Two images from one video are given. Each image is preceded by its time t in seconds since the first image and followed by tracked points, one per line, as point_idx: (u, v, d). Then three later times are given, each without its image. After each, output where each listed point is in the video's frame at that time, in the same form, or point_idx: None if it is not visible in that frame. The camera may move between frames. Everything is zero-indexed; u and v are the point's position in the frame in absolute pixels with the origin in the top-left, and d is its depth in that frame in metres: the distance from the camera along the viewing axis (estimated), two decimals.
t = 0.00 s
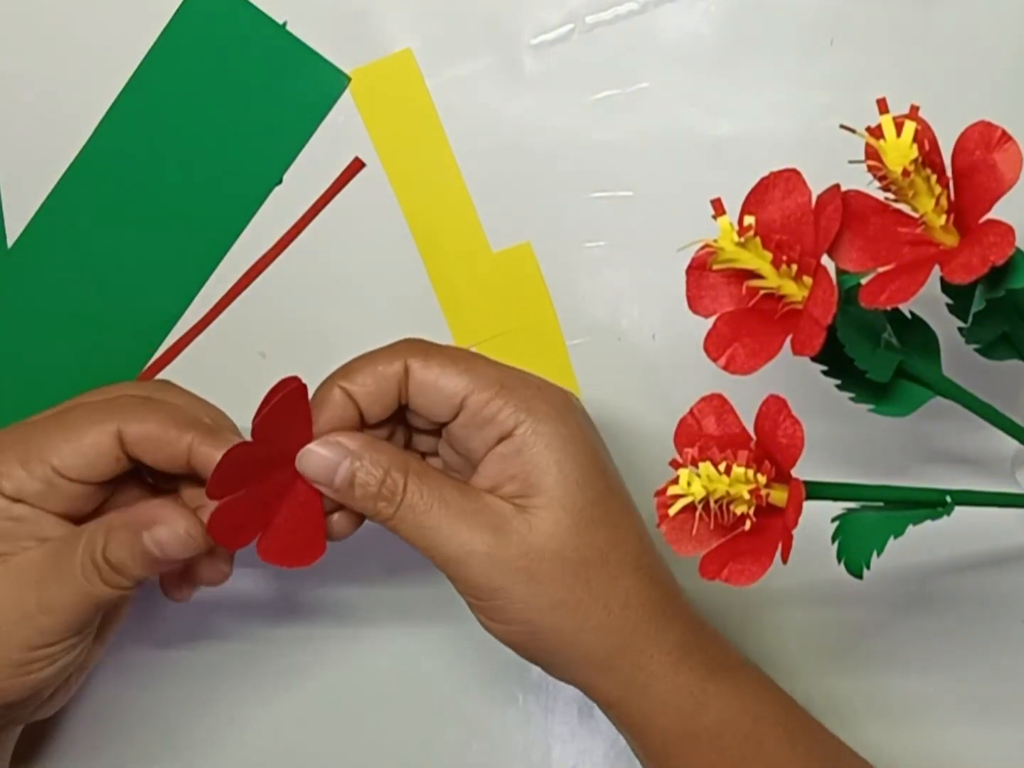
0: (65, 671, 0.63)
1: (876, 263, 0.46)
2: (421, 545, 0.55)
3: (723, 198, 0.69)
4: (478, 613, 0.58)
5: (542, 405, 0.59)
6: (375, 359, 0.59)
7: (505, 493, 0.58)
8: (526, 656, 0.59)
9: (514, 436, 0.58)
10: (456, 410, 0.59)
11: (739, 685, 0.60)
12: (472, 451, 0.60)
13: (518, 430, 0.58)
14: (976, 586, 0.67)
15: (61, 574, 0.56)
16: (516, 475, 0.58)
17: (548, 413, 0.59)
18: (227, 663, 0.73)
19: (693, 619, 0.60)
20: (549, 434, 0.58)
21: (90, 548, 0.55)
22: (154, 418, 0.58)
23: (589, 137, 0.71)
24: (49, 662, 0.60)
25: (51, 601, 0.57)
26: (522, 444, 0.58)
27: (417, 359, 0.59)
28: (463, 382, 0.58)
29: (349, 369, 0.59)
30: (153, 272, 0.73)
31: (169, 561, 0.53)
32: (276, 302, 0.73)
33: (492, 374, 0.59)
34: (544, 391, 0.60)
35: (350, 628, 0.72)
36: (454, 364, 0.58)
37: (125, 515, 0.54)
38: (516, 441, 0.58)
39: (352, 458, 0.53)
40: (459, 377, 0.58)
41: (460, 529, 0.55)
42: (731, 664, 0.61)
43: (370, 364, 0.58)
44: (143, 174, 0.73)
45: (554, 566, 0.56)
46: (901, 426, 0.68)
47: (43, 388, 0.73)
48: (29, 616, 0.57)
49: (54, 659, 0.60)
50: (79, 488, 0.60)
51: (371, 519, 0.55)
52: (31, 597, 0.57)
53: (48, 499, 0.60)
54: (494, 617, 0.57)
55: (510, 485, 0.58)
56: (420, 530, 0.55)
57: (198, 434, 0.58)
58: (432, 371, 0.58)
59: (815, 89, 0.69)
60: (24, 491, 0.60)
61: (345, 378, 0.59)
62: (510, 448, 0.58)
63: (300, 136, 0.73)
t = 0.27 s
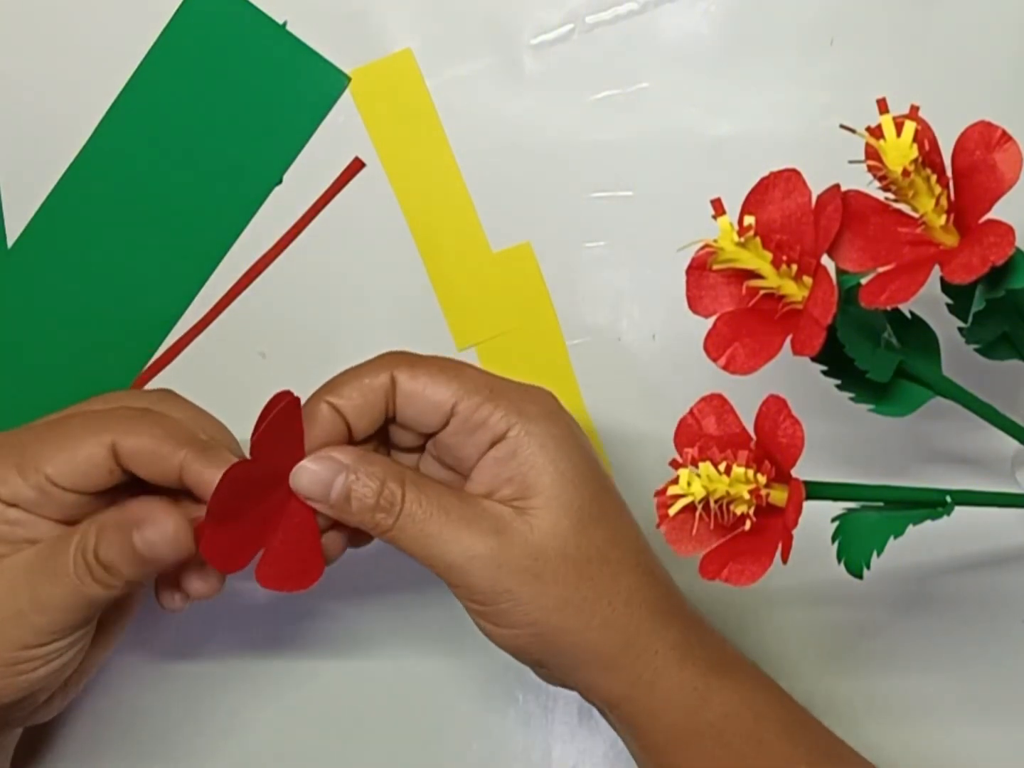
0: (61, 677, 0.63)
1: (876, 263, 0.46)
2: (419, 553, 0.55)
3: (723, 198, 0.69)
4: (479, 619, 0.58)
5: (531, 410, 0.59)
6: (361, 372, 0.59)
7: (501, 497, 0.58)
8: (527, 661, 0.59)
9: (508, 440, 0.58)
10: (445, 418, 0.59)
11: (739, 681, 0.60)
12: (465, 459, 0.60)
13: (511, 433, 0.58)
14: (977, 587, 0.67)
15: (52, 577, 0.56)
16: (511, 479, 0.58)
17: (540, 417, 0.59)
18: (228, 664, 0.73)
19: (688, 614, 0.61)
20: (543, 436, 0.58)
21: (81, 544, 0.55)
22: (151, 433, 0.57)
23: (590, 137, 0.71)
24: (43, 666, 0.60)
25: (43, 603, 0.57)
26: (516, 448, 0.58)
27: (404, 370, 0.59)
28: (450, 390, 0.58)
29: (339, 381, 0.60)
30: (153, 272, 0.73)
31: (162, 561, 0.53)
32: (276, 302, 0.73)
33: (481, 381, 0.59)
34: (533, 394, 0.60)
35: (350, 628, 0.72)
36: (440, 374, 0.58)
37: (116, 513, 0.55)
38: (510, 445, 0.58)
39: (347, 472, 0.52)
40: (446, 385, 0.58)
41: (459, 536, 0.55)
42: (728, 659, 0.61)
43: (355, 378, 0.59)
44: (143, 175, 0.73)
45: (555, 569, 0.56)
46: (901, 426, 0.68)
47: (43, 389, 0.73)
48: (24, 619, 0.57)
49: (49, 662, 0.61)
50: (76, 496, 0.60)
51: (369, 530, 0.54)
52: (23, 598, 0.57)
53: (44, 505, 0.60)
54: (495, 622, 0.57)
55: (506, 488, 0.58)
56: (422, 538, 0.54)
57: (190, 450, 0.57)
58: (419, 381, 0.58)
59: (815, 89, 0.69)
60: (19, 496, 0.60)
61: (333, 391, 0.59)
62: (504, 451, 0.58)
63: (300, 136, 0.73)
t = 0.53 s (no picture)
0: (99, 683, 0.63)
1: (876, 263, 0.46)
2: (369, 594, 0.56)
3: (723, 198, 0.69)
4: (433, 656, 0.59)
5: (517, 457, 0.56)
6: (365, 361, 0.58)
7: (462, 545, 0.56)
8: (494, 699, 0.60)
9: (474, 492, 0.56)
10: (434, 443, 0.57)
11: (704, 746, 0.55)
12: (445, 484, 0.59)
13: (477, 485, 0.56)
14: (976, 587, 0.67)
15: (115, 573, 0.58)
16: (473, 530, 0.56)
17: (518, 467, 0.56)
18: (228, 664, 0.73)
19: (660, 671, 0.57)
20: (510, 489, 0.56)
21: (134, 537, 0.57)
22: (106, 400, 0.59)
23: (590, 137, 0.71)
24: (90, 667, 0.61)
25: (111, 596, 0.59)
26: (481, 501, 0.56)
27: (406, 381, 0.57)
28: (453, 415, 0.56)
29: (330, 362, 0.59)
30: (153, 272, 0.73)
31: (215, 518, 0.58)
32: (276, 303, 0.73)
33: (485, 415, 0.57)
34: (530, 429, 0.58)
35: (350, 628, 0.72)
36: (442, 396, 0.56)
37: (146, 498, 0.57)
38: (476, 498, 0.56)
39: (300, 496, 0.55)
40: (445, 409, 0.56)
41: (403, 579, 0.55)
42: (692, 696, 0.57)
43: (355, 364, 0.57)
44: (143, 175, 0.73)
45: (492, 629, 0.55)
46: (901, 426, 0.68)
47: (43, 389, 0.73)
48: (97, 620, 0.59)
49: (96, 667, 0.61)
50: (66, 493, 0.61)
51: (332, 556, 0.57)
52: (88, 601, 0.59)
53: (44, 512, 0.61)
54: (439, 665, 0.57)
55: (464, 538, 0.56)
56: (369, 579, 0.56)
57: (149, 412, 0.58)
58: (420, 394, 0.57)
59: (815, 90, 0.69)
60: (26, 514, 0.60)
61: (328, 368, 0.58)
62: (469, 503, 0.56)
63: (300, 136, 0.73)
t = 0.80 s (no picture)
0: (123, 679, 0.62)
1: (876, 263, 0.46)
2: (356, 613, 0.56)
3: (723, 198, 0.69)
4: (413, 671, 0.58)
5: (489, 473, 0.56)
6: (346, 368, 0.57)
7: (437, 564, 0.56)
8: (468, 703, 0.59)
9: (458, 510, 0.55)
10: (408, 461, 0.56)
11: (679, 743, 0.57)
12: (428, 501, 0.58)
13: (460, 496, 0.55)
14: (976, 587, 0.67)
15: (138, 571, 0.57)
16: (452, 549, 0.55)
17: (501, 481, 0.56)
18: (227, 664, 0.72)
19: (645, 688, 0.57)
20: (491, 502, 0.55)
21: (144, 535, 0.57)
22: (119, 403, 0.59)
23: (590, 137, 0.71)
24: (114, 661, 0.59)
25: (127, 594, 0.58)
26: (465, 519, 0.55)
27: (385, 396, 0.56)
28: (415, 428, 0.56)
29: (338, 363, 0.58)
30: (153, 272, 0.73)
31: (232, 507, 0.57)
32: (276, 302, 0.73)
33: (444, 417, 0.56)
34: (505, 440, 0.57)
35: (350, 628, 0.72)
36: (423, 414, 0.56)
37: (164, 491, 0.56)
38: (455, 513, 0.55)
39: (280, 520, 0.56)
40: (419, 422, 0.56)
41: (379, 596, 0.55)
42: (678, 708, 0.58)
43: (337, 375, 0.57)
44: (143, 174, 0.73)
45: (478, 647, 0.55)
46: (901, 427, 0.68)
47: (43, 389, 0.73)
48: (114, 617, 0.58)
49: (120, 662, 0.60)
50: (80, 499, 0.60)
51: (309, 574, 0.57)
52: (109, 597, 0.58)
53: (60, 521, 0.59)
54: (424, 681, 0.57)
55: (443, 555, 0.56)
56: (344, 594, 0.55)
57: (165, 411, 0.59)
58: (398, 412, 0.56)
59: (815, 90, 0.69)
60: (45, 521, 0.59)
61: (310, 376, 0.57)
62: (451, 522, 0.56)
63: (300, 136, 0.73)
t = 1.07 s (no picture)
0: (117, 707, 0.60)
1: (876, 263, 0.46)
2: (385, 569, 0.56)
3: (723, 198, 0.70)
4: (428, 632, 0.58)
5: (536, 458, 0.55)
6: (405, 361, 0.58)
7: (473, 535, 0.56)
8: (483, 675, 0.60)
9: (499, 487, 0.55)
10: (458, 439, 0.57)
11: (683, 741, 0.57)
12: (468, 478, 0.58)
13: (502, 475, 0.55)
14: (976, 587, 0.67)
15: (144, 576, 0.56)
16: (489, 522, 0.55)
17: (544, 464, 0.55)
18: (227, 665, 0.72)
19: (653, 681, 0.57)
20: (535, 482, 0.55)
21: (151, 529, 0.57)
22: (150, 378, 0.60)
23: (590, 137, 0.71)
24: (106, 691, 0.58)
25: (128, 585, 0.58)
26: (504, 496, 0.55)
27: (437, 373, 0.57)
28: (466, 412, 0.56)
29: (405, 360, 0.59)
30: (152, 272, 0.73)
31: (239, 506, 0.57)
32: (276, 303, 0.73)
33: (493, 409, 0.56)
34: (556, 429, 0.57)
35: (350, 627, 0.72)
36: (468, 392, 0.56)
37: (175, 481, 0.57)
38: (495, 489, 0.56)
39: (332, 452, 0.56)
40: (471, 403, 0.56)
41: (413, 558, 0.55)
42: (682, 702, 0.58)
43: (394, 370, 0.58)
44: (143, 174, 0.73)
45: (497, 621, 0.55)
46: (901, 426, 0.68)
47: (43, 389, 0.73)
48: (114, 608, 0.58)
49: (108, 693, 0.58)
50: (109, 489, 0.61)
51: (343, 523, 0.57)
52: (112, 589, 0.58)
53: (88, 511, 0.60)
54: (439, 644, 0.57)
55: (477, 528, 0.55)
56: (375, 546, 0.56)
57: (196, 378, 0.59)
58: (449, 393, 0.57)
59: (815, 90, 0.69)
60: (73, 514, 0.60)
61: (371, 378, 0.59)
62: (493, 496, 0.56)
63: (300, 136, 0.73)
